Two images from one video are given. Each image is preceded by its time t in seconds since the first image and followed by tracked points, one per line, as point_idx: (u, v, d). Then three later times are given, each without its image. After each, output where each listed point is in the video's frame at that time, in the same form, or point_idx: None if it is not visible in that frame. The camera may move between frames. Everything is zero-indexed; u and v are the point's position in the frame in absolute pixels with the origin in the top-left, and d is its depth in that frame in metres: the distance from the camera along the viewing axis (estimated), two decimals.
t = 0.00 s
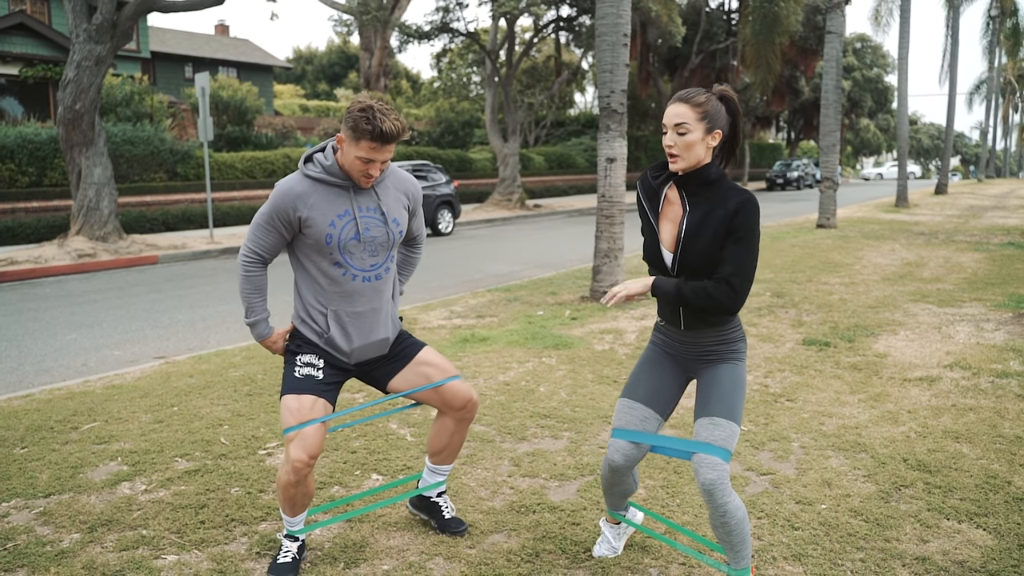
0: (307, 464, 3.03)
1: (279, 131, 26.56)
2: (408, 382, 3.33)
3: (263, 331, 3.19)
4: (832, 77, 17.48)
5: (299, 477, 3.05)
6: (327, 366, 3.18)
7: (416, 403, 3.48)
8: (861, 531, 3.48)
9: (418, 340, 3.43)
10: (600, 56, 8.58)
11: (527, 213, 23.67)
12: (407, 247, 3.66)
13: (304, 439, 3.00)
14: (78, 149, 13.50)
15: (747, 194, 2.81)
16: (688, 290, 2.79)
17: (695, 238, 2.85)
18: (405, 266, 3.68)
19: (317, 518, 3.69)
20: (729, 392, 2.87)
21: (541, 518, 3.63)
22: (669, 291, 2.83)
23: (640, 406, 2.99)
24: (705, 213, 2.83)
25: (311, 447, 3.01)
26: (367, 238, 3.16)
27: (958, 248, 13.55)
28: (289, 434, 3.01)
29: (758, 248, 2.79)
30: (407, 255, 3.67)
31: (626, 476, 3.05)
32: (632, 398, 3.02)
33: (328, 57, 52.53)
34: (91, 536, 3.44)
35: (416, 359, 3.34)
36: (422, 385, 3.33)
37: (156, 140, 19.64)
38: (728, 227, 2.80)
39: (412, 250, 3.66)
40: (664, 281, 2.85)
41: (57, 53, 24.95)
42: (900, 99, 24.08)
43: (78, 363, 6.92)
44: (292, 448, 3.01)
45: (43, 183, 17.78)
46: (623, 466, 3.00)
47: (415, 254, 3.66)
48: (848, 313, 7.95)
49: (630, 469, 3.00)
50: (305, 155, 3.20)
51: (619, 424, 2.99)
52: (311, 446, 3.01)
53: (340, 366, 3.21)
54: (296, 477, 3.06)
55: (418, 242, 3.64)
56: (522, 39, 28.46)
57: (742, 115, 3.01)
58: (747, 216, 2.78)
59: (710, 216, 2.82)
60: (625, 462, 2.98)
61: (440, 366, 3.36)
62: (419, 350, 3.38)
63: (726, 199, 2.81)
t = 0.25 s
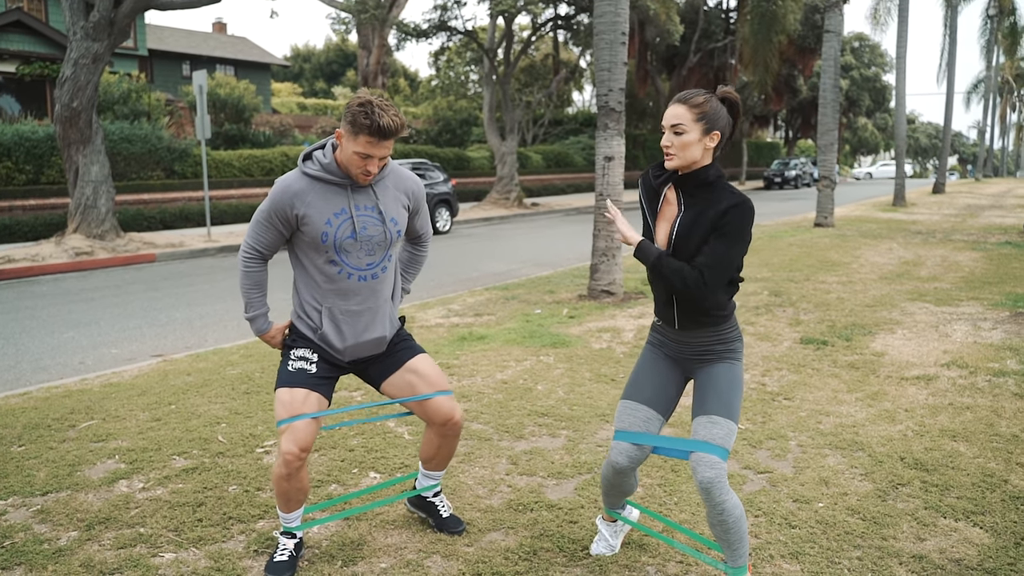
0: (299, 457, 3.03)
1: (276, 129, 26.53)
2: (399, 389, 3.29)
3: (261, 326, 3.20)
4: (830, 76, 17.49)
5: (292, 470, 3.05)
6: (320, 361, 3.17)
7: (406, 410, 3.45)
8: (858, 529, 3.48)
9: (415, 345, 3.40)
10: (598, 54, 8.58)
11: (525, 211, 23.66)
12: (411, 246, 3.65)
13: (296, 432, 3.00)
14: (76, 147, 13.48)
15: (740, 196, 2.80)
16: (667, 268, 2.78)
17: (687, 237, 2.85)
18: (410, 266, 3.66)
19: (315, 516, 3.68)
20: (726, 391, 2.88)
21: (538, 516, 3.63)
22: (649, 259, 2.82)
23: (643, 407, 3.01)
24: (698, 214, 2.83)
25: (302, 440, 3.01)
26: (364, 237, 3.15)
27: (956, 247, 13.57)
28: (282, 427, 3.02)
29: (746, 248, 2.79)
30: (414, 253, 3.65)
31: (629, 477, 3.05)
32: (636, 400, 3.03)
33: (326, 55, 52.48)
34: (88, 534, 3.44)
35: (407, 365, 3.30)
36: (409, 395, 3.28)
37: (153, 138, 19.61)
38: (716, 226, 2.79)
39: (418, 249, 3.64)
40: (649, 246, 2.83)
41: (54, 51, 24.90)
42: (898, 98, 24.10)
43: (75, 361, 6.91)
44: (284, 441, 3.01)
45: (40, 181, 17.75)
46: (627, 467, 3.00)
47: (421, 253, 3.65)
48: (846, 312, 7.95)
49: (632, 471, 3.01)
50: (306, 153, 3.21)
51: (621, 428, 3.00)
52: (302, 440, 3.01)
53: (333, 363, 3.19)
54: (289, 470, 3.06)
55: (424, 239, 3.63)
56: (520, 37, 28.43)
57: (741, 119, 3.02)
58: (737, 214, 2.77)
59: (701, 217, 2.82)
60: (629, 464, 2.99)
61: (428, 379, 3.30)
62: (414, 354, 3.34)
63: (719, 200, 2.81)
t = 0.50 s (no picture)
0: (294, 454, 3.04)
1: (274, 127, 26.50)
2: (387, 397, 3.28)
3: (260, 325, 3.21)
4: (827, 75, 17.51)
5: (287, 467, 3.05)
6: (317, 359, 3.16)
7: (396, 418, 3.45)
8: (855, 528, 3.49)
9: (411, 349, 3.38)
10: (596, 53, 8.58)
11: (523, 210, 23.66)
12: (416, 246, 3.64)
13: (291, 430, 3.01)
14: (73, 145, 13.46)
15: (728, 207, 2.80)
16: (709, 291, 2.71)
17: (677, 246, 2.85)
18: (414, 268, 3.65)
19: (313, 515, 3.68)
20: (717, 392, 2.86)
21: (536, 514, 3.64)
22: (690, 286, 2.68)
23: (618, 381, 3.12)
24: (686, 224, 2.83)
25: (298, 438, 3.02)
26: (361, 238, 3.15)
27: (953, 245, 13.59)
28: (276, 423, 3.03)
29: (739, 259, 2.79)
30: (418, 254, 3.64)
31: (590, 445, 3.15)
32: (614, 373, 3.15)
33: (323, 53, 52.46)
34: (86, 533, 3.43)
35: (397, 373, 3.27)
36: (394, 405, 3.26)
37: (151, 136, 19.58)
38: (708, 240, 2.79)
39: (423, 249, 3.63)
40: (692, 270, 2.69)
41: (51, 48, 24.85)
42: (895, 97, 24.13)
43: (72, 360, 6.90)
44: (278, 437, 3.02)
45: (37, 179, 17.72)
46: (585, 432, 3.12)
47: (427, 253, 3.64)
48: (843, 311, 7.96)
49: (591, 434, 3.12)
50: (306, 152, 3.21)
51: (597, 393, 3.13)
52: (298, 437, 3.02)
53: (330, 361, 3.18)
54: (284, 467, 3.05)
55: (429, 240, 3.62)
56: (518, 35, 28.41)
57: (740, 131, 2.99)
58: (727, 227, 2.77)
59: (689, 227, 2.82)
60: (586, 428, 3.12)
61: (416, 393, 3.26)
62: (410, 360, 3.32)
63: (706, 213, 2.80)
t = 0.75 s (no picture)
0: (293, 456, 3.04)
1: (271, 126, 26.46)
2: (400, 388, 3.31)
3: (259, 325, 3.20)
4: (825, 74, 17.54)
5: (286, 468, 3.05)
6: (317, 360, 3.17)
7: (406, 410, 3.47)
8: (852, 526, 3.50)
9: (415, 344, 3.40)
10: (594, 52, 8.58)
11: (520, 209, 23.65)
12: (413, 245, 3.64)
13: (290, 430, 3.01)
14: (70, 143, 13.44)
15: (727, 202, 2.80)
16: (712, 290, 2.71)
17: (676, 242, 2.85)
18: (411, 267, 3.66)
19: (312, 513, 3.69)
20: (716, 391, 2.87)
21: (534, 513, 3.64)
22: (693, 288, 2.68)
23: (611, 372, 3.18)
24: (685, 220, 2.83)
25: (297, 439, 3.02)
26: (360, 237, 3.15)
27: (950, 244, 13.62)
28: (276, 424, 3.03)
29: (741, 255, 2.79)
30: (415, 253, 3.63)
31: (581, 432, 3.21)
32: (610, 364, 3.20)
33: (321, 52, 52.44)
34: (84, 531, 3.43)
35: (409, 365, 3.31)
36: (411, 394, 3.30)
37: (148, 134, 19.54)
38: (708, 235, 2.80)
39: (420, 248, 3.63)
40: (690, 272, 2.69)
41: (48, 47, 24.79)
42: (892, 96, 24.15)
43: (69, 358, 6.89)
44: (279, 439, 3.02)
45: (34, 177, 17.70)
46: (578, 418, 3.20)
47: (423, 253, 3.64)
48: (840, 310, 7.98)
49: (582, 420, 3.19)
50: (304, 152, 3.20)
51: (592, 381, 3.22)
52: (297, 439, 3.02)
53: (331, 361, 3.19)
54: (283, 469, 3.05)
55: (425, 239, 3.62)
56: (515, 34, 28.39)
57: (732, 125, 2.99)
58: (726, 221, 2.77)
59: (689, 223, 2.82)
60: (579, 415, 3.18)
61: (432, 378, 3.31)
62: (414, 355, 3.34)
63: (705, 208, 2.81)
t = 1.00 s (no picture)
0: (299, 460, 3.04)
1: (270, 124, 26.45)
2: (409, 375, 3.35)
3: (260, 328, 3.19)
4: (824, 72, 17.56)
5: (292, 471, 3.06)
6: (325, 361, 3.17)
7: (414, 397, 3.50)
8: (851, 524, 3.51)
9: (418, 334, 3.44)
10: (592, 51, 8.58)
11: (519, 207, 23.65)
12: (407, 241, 3.66)
13: (297, 434, 3.01)
14: (68, 142, 13.42)
15: (731, 195, 2.81)
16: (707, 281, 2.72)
17: (682, 237, 2.86)
18: (404, 261, 3.69)
19: (312, 511, 3.69)
20: (724, 386, 2.88)
21: (533, 511, 3.65)
22: (688, 278, 2.70)
23: (624, 387, 3.11)
24: (690, 214, 2.84)
25: (303, 442, 3.02)
26: (361, 235, 3.17)
27: (948, 243, 13.64)
28: (282, 428, 3.02)
29: (746, 247, 2.80)
30: (407, 249, 3.67)
31: (599, 455, 3.13)
32: (621, 379, 3.13)
33: (319, 50, 52.44)
34: (83, 529, 3.44)
35: (418, 353, 3.37)
36: (423, 377, 3.35)
37: (146, 133, 19.53)
38: (713, 228, 2.80)
39: (412, 243, 3.66)
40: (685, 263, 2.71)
41: (46, 45, 24.77)
42: (891, 95, 24.16)
43: (69, 356, 6.89)
44: (285, 443, 3.02)
45: (32, 176, 17.69)
46: (595, 443, 3.09)
47: (415, 248, 3.67)
48: (838, 308, 7.99)
49: (601, 446, 3.09)
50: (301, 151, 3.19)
51: (602, 402, 3.10)
52: (303, 442, 3.02)
53: (339, 361, 3.20)
54: (289, 472, 3.06)
55: (417, 235, 3.64)
56: (514, 32, 28.38)
57: (736, 122, 3.00)
58: (731, 214, 2.78)
59: (695, 216, 2.83)
60: (596, 438, 3.07)
61: (442, 359, 3.39)
62: (419, 343, 3.39)
63: (710, 200, 2.81)
